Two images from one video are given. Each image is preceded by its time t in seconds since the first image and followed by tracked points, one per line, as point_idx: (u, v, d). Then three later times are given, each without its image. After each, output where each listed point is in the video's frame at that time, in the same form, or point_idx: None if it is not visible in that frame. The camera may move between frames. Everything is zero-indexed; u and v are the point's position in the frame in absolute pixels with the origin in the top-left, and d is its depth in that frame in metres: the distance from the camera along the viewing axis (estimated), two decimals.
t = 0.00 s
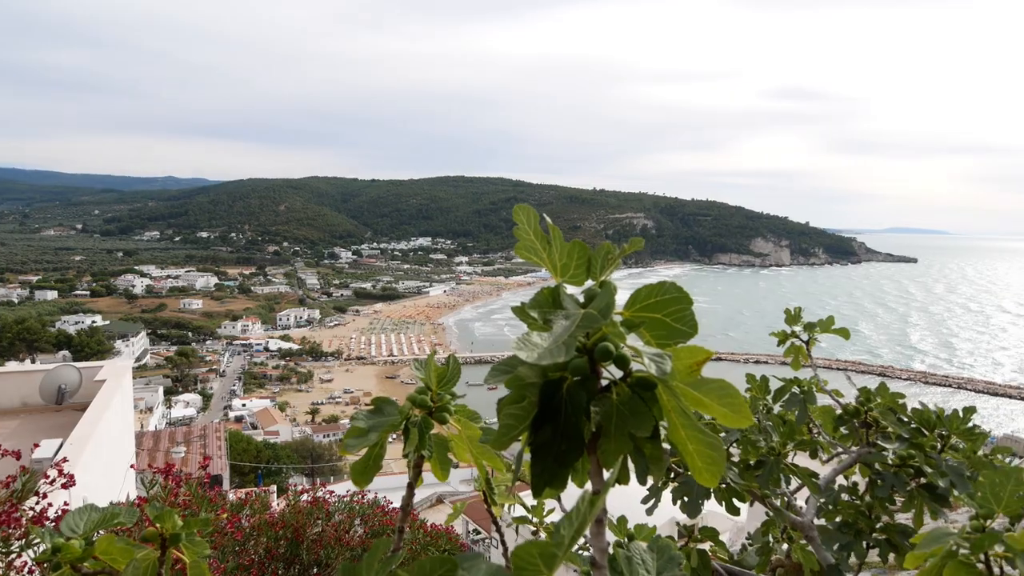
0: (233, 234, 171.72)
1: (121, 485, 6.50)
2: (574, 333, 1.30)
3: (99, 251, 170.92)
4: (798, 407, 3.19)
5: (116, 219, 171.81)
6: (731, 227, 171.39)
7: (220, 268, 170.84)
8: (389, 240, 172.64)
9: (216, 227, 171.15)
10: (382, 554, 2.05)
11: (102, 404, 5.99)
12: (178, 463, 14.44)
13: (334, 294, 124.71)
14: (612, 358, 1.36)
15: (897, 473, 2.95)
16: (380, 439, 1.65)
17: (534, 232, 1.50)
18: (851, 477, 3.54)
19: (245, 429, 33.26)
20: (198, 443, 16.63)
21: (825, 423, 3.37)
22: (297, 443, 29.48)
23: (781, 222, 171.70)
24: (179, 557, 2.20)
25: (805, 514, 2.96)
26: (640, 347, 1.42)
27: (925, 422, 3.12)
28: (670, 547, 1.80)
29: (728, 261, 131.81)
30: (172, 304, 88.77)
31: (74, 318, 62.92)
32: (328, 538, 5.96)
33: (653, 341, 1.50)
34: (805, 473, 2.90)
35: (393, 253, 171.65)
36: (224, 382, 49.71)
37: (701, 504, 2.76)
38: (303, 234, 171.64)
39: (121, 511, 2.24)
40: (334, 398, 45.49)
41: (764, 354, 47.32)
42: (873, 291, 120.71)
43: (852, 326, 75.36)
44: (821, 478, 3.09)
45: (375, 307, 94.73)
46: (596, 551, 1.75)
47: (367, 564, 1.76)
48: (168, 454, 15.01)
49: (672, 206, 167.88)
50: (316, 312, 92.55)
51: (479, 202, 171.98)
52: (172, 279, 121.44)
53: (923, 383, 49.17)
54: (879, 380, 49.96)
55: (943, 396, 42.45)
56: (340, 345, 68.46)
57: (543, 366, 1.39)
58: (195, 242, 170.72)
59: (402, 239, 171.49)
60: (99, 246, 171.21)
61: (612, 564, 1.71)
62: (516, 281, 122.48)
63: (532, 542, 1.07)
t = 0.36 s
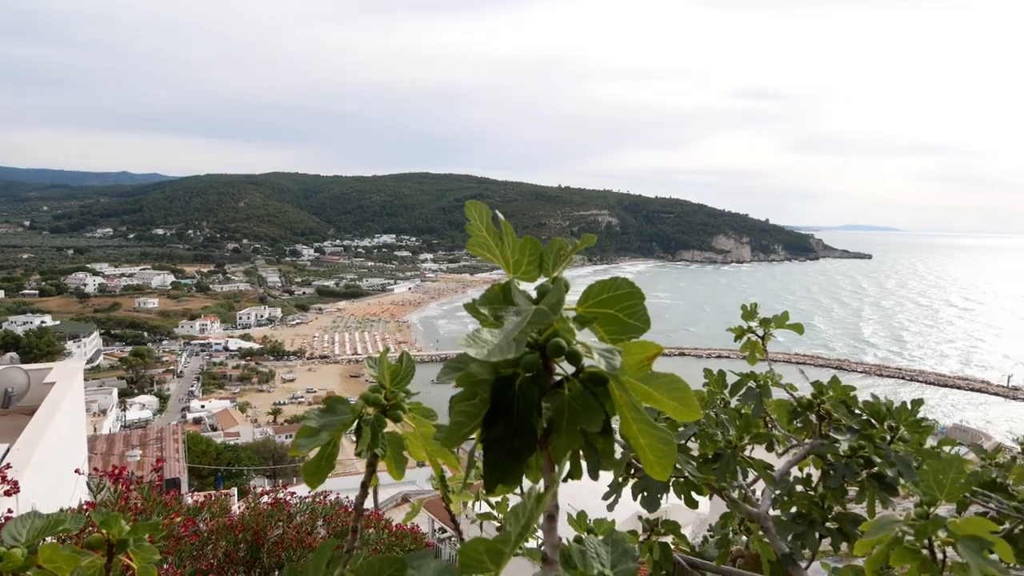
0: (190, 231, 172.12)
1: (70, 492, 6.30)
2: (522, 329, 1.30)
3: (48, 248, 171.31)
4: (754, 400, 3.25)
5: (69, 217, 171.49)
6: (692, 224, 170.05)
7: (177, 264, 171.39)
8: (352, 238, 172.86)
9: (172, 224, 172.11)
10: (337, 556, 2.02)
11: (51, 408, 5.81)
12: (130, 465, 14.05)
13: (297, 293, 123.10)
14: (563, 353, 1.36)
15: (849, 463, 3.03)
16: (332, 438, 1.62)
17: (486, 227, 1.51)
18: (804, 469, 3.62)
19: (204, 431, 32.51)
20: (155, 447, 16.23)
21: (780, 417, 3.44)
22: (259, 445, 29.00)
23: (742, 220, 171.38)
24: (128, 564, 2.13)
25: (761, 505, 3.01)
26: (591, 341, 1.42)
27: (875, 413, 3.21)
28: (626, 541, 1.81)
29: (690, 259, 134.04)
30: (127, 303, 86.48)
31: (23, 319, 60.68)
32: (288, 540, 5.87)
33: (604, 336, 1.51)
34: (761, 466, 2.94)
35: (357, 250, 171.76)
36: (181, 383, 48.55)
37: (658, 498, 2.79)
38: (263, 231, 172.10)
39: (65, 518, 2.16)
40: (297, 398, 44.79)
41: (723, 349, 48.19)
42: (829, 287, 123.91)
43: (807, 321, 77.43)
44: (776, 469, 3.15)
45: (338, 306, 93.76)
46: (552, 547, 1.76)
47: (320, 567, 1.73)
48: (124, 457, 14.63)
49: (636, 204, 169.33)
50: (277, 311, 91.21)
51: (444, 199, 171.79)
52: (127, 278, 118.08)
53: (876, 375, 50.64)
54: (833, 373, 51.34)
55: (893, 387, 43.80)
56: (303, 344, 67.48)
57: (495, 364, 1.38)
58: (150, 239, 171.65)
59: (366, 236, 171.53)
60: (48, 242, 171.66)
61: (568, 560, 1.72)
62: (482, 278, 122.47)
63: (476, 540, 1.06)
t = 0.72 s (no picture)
0: (145, 228, 171.64)
1: (20, 498, 6.11)
2: (478, 326, 1.30)
3: None
4: (712, 395, 3.32)
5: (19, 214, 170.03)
6: (657, 221, 171.49)
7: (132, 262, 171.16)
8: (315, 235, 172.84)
9: (127, 221, 171.82)
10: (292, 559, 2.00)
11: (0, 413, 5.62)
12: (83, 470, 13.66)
13: (258, 291, 121.13)
14: (519, 352, 1.36)
15: (803, 455, 3.11)
16: (287, 438, 1.61)
17: (441, 225, 1.49)
18: (763, 461, 3.70)
19: (161, 434, 31.71)
20: (110, 450, 15.83)
21: (738, 409, 3.51)
22: (218, 447, 28.46)
23: (705, 217, 171.48)
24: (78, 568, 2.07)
25: (721, 498, 3.07)
26: (548, 337, 1.42)
27: (829, 405, 3.30)
28: (584, 536, 1.83)
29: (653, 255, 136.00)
30: (80, 303, 84.12)
31: None
32: (249, 544, 5.78)
33: (559, 331, 1.51)
34: (718, 459, 3.00)
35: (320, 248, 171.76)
36: (137, 385, 47.32)
37: (621, 492, 2.83)
38: (222, 228, 171.92)
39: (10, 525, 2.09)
40: (258, 398, 44.02)
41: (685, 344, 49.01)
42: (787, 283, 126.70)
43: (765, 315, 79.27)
44: (735, 462, 3.21)
45: (301, 305, 92.58)
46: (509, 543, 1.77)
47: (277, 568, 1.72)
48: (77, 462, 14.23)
49: (601, 201, 170.16)
50: (237, 310, 89.70)
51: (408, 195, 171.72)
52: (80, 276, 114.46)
53: (832, 369, 52.01)
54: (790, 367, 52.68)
55: (847, 379, 45.10)
56: (264, 344, 66.39)
57: (450, 360, 1.37)
58: (103, 236, 171.26)
59: (329, 234, 171.48)
60: None
61: (528, 557, 1.72)
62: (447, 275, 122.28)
63: (434, 536, 1.07)
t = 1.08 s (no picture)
0: (102, 229, 171.50)
1: None
2: (435, 326, 1.29)
3: None
4: (674, 394, 3.37)
5: None
6: (622, 222, 171.67)
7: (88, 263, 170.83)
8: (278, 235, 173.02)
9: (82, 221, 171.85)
10: (251, 564, 1.97)
11: None
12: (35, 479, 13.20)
13: (219, 292, 118.56)
14: (476, 351, 1.35)
15: (762, 450, 3.18)
16: (242, 441, 1.58)
17: (398, 226, 1.49)
18: (723, 457, 3.77)
19: (118, 440, 30.79)
20: (64, 458, 15.43)
21: (699, 407, 3.57)
22: (177, 453, 27.82)
23: (669, 218, 171.46)
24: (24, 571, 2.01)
25: (684, 494, 3.11)
26: (503, 338, 1.42)
27: (786, 402, 3.38)
28: (543, 536, 1.85)
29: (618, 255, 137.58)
30: (32, 307, 81.74)
31: None
32: (209, 551, 5.72)
33: (517, 333, 1.52)
34: (680, 456, 3.05)
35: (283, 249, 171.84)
36: (93, 390, 46.00)
37: (584, 489, 2.86)
38: (181, 229, 171.88)
39: None
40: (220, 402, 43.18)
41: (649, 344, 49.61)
42: (749, 283, 129.10)
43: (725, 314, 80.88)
44: (697, 461, 3.26)
45: (264, 307, 91.23)
46: (469, 544, 1.78)
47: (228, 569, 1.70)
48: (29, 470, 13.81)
49: (567, 202, 170.73)
50: (197, 311, 88.08)
51: (372, 196, 171.52)
52: (31, 277, 110.66)
53: (792, 367, 53.14)
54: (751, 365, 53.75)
55: (805, 375, 46.21)
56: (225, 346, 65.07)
57: (406, 361, 1.36)
58: (59, 237, 171.11)
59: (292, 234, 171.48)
60: None
61: (487, 559, 1.72)
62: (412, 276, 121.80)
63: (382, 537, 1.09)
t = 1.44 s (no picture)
0: (59, 228, 171.43)
1: None
2: (393, 326, 1.29)
3: None
4: (638, 393, 3.43)
5: None
6: (591, 222, 171.51)
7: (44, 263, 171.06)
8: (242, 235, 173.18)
9: (38, 221, 171.75)
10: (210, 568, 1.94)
11: None
12: None
13: (182, 293, 115.78)
14: (433, 354, 1.35)
15: (724, 448, 3.23)
16: (194, 446, 1.55)
17: (356, 226, 1.49)
18: (687, 455, 3.82)
19: (77, 445, 29.91)
20: (19, 464, 14.99)
21: (663, 405, 3.62)
22: (137, 457, 27.24)
23: (638, 218, 171.39)
24: None
25: (647, 493, 3.15)
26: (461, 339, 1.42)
27: (748, 401, 3.43)
28: (504, 538, 1.85)
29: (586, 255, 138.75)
30: None
31: None
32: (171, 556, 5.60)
33: (476, 333, 1.52)
34: (643, 454, 3.09)
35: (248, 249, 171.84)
36: (50, 394, 44.73)
37: (548, 490, 2.88)
38: (142, 228, 171.77)
39: None
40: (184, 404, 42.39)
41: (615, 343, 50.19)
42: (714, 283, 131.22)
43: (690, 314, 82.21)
44: (660, 459, 3.30)
45: (229, 307, 89.80)
46: (431, 547, 1.76)
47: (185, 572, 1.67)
48: None
49: (536, 202, 171.09)
50: (159, 312, 86.35)
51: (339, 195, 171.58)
52: None
53: (755, 365, 54.12)
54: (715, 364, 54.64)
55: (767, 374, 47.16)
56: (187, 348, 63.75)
57: (362, 363, 1.36)
58: (14, 237, 171.32)
59: (258, 234, 171.48)
60: None
61: (447, 559, 1.72)
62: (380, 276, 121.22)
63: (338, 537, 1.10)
